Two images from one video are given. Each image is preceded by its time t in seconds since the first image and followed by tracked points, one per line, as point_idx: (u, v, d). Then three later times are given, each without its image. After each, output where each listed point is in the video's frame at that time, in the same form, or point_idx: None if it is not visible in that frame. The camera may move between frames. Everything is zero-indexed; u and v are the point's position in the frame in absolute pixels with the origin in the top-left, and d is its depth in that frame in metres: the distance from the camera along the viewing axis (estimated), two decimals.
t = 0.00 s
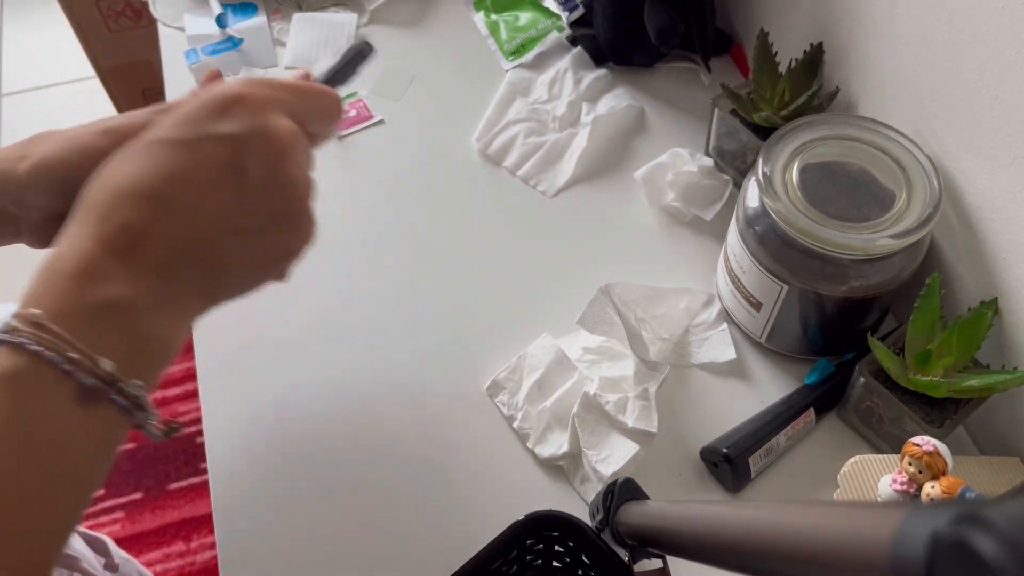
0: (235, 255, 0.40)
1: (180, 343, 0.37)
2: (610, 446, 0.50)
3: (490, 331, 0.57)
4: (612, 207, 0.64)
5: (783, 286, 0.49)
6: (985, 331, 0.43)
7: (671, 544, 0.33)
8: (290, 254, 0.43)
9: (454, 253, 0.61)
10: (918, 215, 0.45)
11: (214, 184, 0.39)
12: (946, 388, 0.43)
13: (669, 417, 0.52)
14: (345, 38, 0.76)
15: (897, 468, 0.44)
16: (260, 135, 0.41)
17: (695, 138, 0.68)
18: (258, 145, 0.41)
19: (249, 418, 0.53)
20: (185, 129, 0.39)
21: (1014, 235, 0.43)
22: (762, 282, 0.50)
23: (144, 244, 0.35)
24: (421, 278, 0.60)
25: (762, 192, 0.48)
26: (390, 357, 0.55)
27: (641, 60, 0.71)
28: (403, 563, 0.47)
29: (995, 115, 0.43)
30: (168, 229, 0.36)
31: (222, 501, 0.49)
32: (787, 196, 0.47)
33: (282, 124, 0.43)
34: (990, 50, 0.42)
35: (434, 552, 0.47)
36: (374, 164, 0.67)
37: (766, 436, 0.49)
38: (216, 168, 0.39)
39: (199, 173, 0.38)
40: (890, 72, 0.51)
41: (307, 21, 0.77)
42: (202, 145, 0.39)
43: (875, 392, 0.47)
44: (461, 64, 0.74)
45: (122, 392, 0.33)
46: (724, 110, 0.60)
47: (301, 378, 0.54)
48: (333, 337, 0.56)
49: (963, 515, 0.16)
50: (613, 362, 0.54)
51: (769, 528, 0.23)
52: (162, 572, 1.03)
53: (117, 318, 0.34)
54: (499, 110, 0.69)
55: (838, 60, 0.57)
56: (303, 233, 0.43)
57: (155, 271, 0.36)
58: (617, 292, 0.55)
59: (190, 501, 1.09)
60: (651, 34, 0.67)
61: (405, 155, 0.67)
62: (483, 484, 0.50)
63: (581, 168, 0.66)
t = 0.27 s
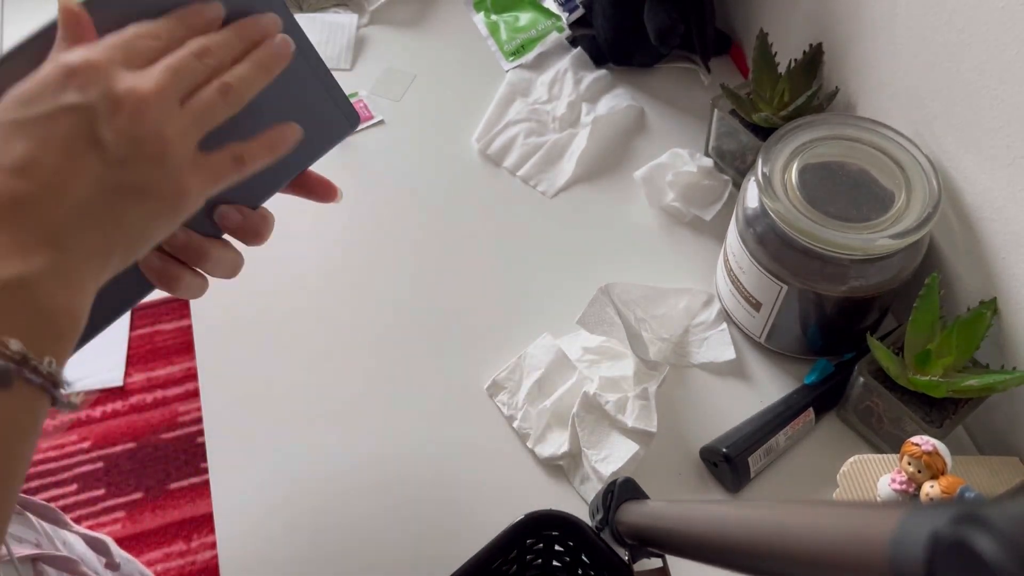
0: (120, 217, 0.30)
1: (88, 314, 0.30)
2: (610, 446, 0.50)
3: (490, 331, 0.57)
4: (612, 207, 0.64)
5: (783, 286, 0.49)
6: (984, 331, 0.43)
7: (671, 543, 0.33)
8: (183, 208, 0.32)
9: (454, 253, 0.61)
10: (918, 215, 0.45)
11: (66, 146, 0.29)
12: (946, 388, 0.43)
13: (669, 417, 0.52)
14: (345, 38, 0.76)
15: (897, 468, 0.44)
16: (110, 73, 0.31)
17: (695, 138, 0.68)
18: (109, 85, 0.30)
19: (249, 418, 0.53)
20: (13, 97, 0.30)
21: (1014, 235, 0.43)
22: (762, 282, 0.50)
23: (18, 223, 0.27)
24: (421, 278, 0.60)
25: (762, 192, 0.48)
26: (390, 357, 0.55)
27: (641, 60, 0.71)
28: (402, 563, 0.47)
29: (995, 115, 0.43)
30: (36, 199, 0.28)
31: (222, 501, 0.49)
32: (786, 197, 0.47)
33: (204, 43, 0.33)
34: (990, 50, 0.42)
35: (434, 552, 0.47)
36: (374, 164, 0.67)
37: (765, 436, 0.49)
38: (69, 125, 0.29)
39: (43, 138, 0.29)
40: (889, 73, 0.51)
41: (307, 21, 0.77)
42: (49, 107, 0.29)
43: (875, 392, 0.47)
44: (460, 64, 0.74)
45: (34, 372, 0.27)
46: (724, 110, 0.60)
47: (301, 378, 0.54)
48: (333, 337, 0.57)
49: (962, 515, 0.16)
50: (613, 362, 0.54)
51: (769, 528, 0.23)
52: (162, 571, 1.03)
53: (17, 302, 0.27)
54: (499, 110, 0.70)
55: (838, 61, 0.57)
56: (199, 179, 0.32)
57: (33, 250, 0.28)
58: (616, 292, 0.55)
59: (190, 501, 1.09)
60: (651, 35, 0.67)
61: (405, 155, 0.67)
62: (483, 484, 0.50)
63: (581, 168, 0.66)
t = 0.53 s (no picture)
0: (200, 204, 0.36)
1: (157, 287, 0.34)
2: (610, 446, 0.50)
3: (490, 331, 0.57)
4: (612, 207, 0.64)
5: (783, 286, 0.49)
6: (984, 331, 0.43)
7: (671, 544, 0.33)
8: (265, 207, 0.39)
9: (454, 253, 0.61)
10: (918, 215, 0.45)
11: (161, 137, 0.35)
12: (946, 388, 0.43)
13: (669, 417, 0.52)
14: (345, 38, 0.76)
15: (896, 468, 0.44)
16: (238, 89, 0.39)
17: (695, 138, 0.68)
18: (232, 102, 0.38)
19: (250, 418, 0.53)
20: (130, 84, 0.36)
21: (1014, 235, 0.43)
22: (762, 282, 0.50)
23: (109, 197, 0.32)
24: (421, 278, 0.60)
25: (761, 192, 0.48)
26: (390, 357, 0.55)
27: (641, 60, 0.71)
28: (402, 563, 0.47)
29: (995, 115, 0.43)
30: (125, 176, 0.33)
31: (223, 501, 0.49)
32: (786, 197, 0.47)
33: (317, 45, 0.43)
34: (990, 49, 0.42)
35: (434, 552, 0.47)
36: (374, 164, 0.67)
37: (765, 436, 0.49)
38: (175, 120, 0.36)
39: (143, 126, 0.35)
40: (889, 73, 0.51)
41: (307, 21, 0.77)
42: (163, 102, 0.36)
43: (875, 392, 0.47)
44: (460, 64, 0.74)
45: (102, 349, 0.31)
46: (724, 110, 0.60)
47: (301, 378, 0.54)
48: (334, 337, 0.57)
49: (962, 515, 0.16)
50: (613, 362, 0.54)
51: (770, 528, 0.23)
52: (162, 571, 1.03)
53: (105, 266, 0.32)
54: (499, 110, 0.70)
55: (838, 61, 0.57)
56: (281, 179, 0.39)
57: (118, 220, 0.32)
58: (616, 292, 0.55)
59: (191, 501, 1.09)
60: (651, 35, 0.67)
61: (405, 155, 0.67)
62: (483, 485, 0.50)
63: (581, 168, 0.66)
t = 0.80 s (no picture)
0: (273, 151, 0.38)
1: (223, 225, 0.36)
2: (609, 446, 0.50)
3: (490, 331, 0.57)
4: (612, 207, 0.64)
5: (783, 286, 0.49)
6: (984, 330, 0.43)
7: (671, 544, 0.33)
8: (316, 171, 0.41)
9: (454, 253, 0.61)
10: (918, 215, 0.45)
11: (250, 82, 0.37)
12: (946, 388, 0.43)
13: (669, 417, 0.52)
14: (345, 38, 0.76)
15: (896, 468, 0.44)
16: (317, 59, 0.41)
17: (695, 138, 0.68)
18: (312, 64, 0.40)
19: (250, 418, 0.53)
20: (233, 28, 0.38)
21: (1014, 235, 0.43)
22: (762, 282, 0.50)
23: (196, 126, 0.35)
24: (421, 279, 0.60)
25: (761, 192, 0.48)
26: (390, 357, 0.55)
27: (641, 60, 0.71)
28: (402, 563, 0.47)
29: (994, 115, 0.43)
30: (211, 112, 0.35)
31: (223, 501, 0.49)
32: (786, 196, 0.47)
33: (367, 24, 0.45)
34: (990, 49, 0.42)
35: (434, 552, 0.47)
36: (374, 164, 0.67)
37: (765, 436, 0.49)
38: (265, 69, 0.38)
39: (235, 69, 0.37)
40: (889, 73, 0.51)
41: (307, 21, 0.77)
42: (255, 49, 0.38)
43: (875, 392, 0.47)
44: (460, 64, 0.74)
45: (176, 274, 0.33)
46: (723, 110, 0.60)
47: (301, 378, 0.54)
48: (334, 337, 0.57)
49: (962, 516, 0.16)
50: (613, 362, 0.54)
51: (770, 529, 0.23)
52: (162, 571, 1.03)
53: (177, 198, 0.34)
54: (499, 110, 0.70)
55: (838, 61, 0.57)
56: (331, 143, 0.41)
57: (203, 153, 0.35)
58: (616, 292, 0.55)
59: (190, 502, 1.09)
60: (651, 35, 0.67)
61: (405, 155, 0.67)
62: (483, 485, 0.50)
63: (581, 168, 0.66)
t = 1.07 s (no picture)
0: (278, 173, 0.40)
1: (230, 242, 0.37)
2: (610, 446, 0.50)
3: (490, 331, 0.57)
4: (612, 207, 0.64)
5: (783, 286, 0.49)
6: (984, 331, 0.43)
7: (671, 544, 0.33)
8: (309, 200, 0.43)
9: (455, 252, 0.61)
10: (918, 215, 0.45)
11: (266, 106, 0.40)
12: (946, 388, 0.43)
13: (668, 417, 0.52)
14: (345, 38, 0.76)
15: (896, 468, 0.44)
16: (324, 92, 0.44)
17: (695, 138, 0.68)
18: (320, 96, 0.43)
19: (250, 418, 0.53)
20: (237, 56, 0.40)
21: (1013, 235, 0.43)
22: (762, 282, 0.50)
23: (215, 145, 0.36)
24: (421, 278, 0.60)
25: (762, 192, 0.48)
26: (391, 357, 0.55)
27: (641, 60, 0.71)
28: (403, 562, 0.47)
29: (994, 115, 0.43)
30: (229, 132, 0.37)
31: (223, 501, 0.49)
32: (786, 196, 0.47)
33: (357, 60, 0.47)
34: (990, 49, 0.42)
35: (434, 551, 0.47)
36: (374, 164, 0.67)
37: (765, 436, 0.49)
38: (279, 96, 0.41)
39: (252, 94, 0.39)
40: (889, 73, 0.51)
41: (307, 21, 0.77)
42: (271, 79, 0.41)
43: (875, 392, 0.47)
44: (460, 64, 0.74)
45: (184, 290, 0.34)
46: (724, 110, 0.60)
47: (301, 377, 0.55)
48: (334, 338, 0.57)
49: (962, 515, 0.16)
50: (613, 362, 0.54)
51: (770, 528, 0.23)
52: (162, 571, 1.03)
53: (191, 213, 0.35)
54: (499, 110, 0.70)
55: (838, 61, 0.57)
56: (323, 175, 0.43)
57: (220, 170, 0.36)
58: (617, 292, 0.55)
59: (190, 502, 1.09)
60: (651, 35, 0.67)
61: (405, 155, 0.67)
62: (483, 485, 0.50)
63: (581, 168, 0.66)
